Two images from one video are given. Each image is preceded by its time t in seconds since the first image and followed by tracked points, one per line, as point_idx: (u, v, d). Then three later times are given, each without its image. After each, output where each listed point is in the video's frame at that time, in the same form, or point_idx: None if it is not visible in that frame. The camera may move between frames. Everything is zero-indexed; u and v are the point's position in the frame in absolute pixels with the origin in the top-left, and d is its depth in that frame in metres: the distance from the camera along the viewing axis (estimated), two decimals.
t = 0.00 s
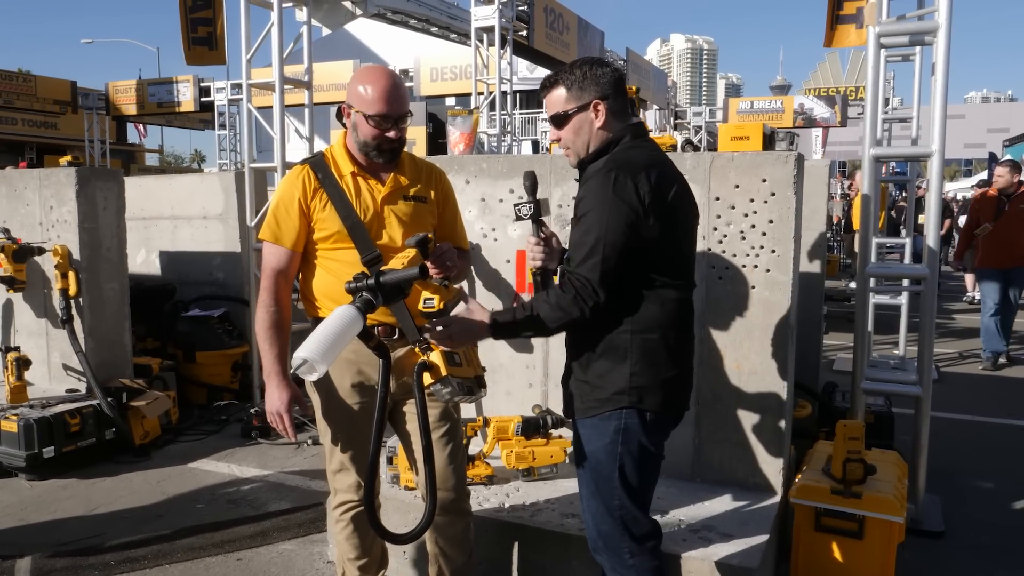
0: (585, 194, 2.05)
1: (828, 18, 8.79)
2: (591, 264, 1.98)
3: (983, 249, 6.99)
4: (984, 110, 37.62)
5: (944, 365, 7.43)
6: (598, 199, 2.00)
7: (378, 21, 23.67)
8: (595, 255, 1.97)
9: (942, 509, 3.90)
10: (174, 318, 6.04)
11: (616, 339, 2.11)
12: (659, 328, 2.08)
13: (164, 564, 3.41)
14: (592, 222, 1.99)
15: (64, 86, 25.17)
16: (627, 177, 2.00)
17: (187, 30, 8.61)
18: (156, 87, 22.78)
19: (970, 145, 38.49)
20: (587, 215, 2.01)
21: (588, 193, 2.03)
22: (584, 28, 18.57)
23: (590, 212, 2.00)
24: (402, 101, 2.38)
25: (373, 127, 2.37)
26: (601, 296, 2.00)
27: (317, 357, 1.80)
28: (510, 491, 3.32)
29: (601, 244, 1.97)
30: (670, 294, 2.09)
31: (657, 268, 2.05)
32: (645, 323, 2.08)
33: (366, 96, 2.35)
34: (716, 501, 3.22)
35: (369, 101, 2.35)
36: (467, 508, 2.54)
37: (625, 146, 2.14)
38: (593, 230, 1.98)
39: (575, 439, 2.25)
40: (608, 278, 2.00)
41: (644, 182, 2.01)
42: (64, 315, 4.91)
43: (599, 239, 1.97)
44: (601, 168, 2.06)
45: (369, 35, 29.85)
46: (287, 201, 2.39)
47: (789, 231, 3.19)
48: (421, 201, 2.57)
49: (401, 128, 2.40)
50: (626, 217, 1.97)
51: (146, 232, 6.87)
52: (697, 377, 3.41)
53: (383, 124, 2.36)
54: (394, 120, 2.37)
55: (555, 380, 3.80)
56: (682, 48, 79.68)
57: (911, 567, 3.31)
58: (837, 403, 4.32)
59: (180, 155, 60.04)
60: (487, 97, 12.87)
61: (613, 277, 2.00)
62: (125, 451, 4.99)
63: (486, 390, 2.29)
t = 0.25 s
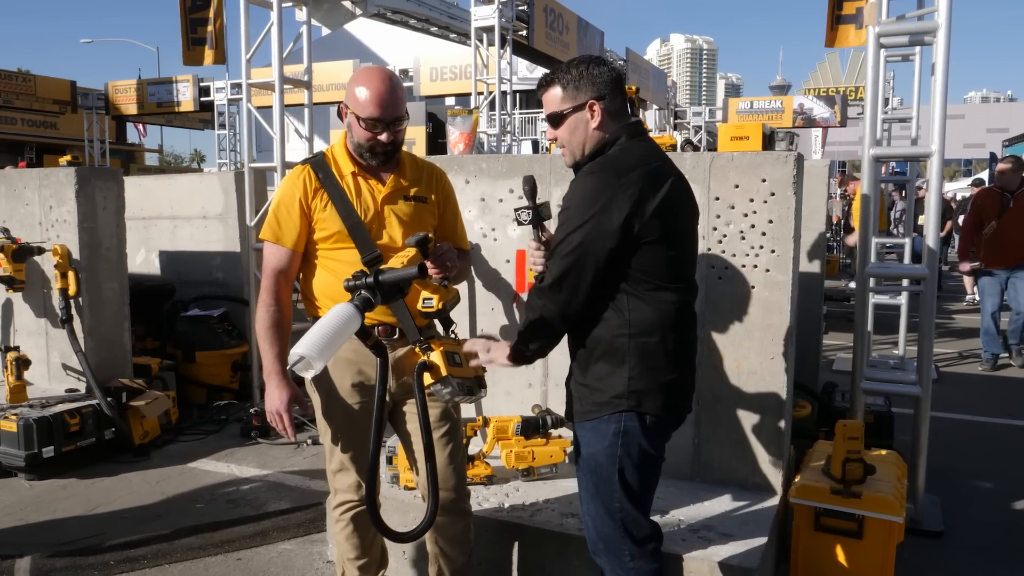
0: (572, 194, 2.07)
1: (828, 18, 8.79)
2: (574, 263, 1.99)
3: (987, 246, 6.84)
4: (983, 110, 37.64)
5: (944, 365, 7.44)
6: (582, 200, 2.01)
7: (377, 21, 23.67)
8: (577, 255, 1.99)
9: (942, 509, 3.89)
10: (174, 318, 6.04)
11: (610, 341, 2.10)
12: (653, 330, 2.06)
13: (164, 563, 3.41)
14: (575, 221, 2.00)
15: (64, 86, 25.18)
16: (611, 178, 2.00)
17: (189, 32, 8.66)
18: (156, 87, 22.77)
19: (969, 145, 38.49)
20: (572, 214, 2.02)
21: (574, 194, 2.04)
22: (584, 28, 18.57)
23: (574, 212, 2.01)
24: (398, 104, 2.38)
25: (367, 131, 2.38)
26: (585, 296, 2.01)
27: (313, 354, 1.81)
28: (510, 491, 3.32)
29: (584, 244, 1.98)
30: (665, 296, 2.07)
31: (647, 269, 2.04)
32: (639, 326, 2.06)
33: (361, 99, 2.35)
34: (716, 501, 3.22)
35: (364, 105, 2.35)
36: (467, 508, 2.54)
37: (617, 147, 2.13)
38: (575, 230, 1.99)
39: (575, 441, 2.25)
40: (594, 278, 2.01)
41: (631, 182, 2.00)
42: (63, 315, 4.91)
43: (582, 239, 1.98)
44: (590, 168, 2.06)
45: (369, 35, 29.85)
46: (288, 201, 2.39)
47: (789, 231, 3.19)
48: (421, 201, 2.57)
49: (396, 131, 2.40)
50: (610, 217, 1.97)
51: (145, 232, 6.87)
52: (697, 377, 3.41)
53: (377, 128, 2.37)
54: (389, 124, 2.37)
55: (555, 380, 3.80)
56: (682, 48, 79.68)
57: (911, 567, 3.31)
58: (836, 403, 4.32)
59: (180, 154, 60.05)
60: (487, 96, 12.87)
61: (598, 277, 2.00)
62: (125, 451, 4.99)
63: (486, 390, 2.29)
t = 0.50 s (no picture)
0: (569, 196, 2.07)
1: (828, 18, 8.79)
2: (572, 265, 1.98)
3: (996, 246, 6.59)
4: (983, 110, 37.65)
5: (944, 365, 7.44)
6: (580, 201, 2.00)
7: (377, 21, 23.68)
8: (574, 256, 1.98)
9: (942, 509, 3.89)
10: (173, 318, 6.04)
11: (605, 342, 2.10)
12: (648, 331, 2.06)
13: (164, 563, 3.41)
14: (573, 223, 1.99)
15: (64, 86, 25.18)
16: (609, 179, 2.00)
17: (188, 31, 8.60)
18: (156, 87, 22.77)
19: (969, 145, 38.50)
20: (569, 216, 2.01)
21: (571, 195, 2.04)
22: (584, 28, 18.56)
23: (571, 214, 2.01)
24: (397, 102, 2.38)
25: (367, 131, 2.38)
26: (582, 298, 2.00)
27: (311, 355, 1.82)
28: (509, 491, 3.32)
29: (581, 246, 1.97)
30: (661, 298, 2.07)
31: (643, 270, 2.04)
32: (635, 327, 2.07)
33: (360, 97, 2.35)
34: (716, 501, 3.22)
35: (364, 105, 2.35)
36: (467, 508, 2.54)
37: (615, 147, 2.13)
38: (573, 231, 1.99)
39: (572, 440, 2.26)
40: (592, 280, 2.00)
41: (628, 183, 2.00)
42: (63, 315, 4.90)
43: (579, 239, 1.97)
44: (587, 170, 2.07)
45: (369, 35, 29.85)
46: (288, 202, 2.39)
47: (789, 230, 3.19)
48: (421, 201, 2.57)
49: (396, 130, 2.41)
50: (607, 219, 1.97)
51: (145, 232, 6.87)
52: (697, 376, 3.41)
53: (377, 128, 2.37)
54: (389, 123, 2.37)
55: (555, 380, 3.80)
56: (682, 48, 79.67)
57: (911, 567, 3.31)
58: (836, 403, 4.32)
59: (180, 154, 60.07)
60: (487, 96, 12.87)
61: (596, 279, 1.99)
62: (124, 451, 4.98)
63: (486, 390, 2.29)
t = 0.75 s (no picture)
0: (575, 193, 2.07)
1: (829, 18, 8.79)
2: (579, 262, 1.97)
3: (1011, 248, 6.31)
4: (983, 110, 37.66)
5: (944, 365, 7.44)
6: (587, 198, 2.00)
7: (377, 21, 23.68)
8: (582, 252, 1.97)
9: (941, 509, 3.89)
10: (173, 318, 6.04)
11: (610, 342, 2.10)
12: (651, 329, 2.07)
13: (164, 563, 3.41)
14: (580, 220, 1.99)
15: (64, 86, 25.18)
16: (616, 177, 2.00)
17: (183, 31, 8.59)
18: (156, 87, 22.76)
19: (969, 145, 38.49)
20: (576, 213, 2.01)
21: (577, 192, 2.04)
22: (584, 28, 18.56)
23: (578, 211, 2.01)
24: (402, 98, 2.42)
25: (378, 126, 2.39)
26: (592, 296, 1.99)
27: (309, 357, 1.81)
28: (509, 491, 3.32)
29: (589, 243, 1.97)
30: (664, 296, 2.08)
31: (649, 269, 2.04)
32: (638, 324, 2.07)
33: (364, 94, 2.38)
34: (716, 501, 3.22)
35: (371, 101, 2.38)
36: (467, 508, 2.55)
37: (618, 146, 2.14)
38: (581, 228, 1.98)
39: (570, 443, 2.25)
40: (598, 277, 1.99)
41: (635, 182, 2.00)
42: (63, 315, 4.90)
43: (592, 238, 1.96)
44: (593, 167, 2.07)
45: (369, 35, 29.85)
46: (288, 202, 2.39)
47: (789, 230, 3.19)
48: (421, 201, 2.57)
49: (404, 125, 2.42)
50: (615, 216, 1.97)
51: (145, 232, 6.87)
52: (697, 376, 3.41)
53: (388, 121, 2.38)
54: (398, 116, 2.40)
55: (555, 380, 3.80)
56: (682, 48, 79.66)
57: (911, 567, 3.31)
58: (836, 403, 4.32)
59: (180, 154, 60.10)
60: (486, 97, 12.86)
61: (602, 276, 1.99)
62: (124, 451, 4.98)
63: (487, 390, 2.29)
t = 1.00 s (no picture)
0: (588, 186, 2.05)
1: (829, 18, 8.79)
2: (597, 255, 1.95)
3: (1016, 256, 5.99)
4: (983, 110, 37.67)
5: (943, 365, 7.44)
6: (604, 192, 1.99)
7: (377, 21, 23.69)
8: (601, 245, 1.95)
9: (941, 509, 3.89)
10: (173, 318, 6.04)
11: (616, 339, 2.10)
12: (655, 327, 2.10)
13: (164, 563, 3.41)
14: (597, 213, 1.97)
15: (64, 86, 25.19)
16: (634, 172, 2.01)
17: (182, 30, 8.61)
18: (156, 86, 22.76)
19: (969, 145, 38.49)
20: (593, 206, 1.99)
21: (592, 186, 2.03)
22: (584, 28, 18.55)
23: (595, 204, 1.99)
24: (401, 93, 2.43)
25: (378, 120, 2.39)
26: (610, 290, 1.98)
27: (306, 357, 1.81)
28: (509, 491, 3.32)
29: (607, 236, 1.96)
30: (666, 294, 2.11)
31: (659, 266, 2.06)
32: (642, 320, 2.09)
33: (362, 91, 2.40)
34: (716, 501, 3.22)
35: (371, 96, 2.38)
36: (467, 508, 2.55)
37: (627, 144, 2.15)
38: (599, 221, 1.96)
39: (568, 443, 2.24)
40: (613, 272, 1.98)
41: (650, 179, 2.02)
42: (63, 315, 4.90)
43: (613, 231, 1.95)
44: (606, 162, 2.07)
45: (369, 35, 29.86)
46: (288, 201, 2.39)
47: (788, 230, 3.19)
48: (421, 200, 2.57)
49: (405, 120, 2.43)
50: (633, 211, 1.97)
51: (145, 232, 6.87)
52: (696, 377, 3.41)
53: (389, 115, 2.39)
54: (399, 110, 2.41)
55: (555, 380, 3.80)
56: (681, 48, 79.66)
57: (911, 567, 3.31)
58: (836, 403, 4.32)
59: (180, 154, 60.10)
60: (486, 96, 12.86)
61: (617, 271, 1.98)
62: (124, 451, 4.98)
63: (486, 391, 2.29)
